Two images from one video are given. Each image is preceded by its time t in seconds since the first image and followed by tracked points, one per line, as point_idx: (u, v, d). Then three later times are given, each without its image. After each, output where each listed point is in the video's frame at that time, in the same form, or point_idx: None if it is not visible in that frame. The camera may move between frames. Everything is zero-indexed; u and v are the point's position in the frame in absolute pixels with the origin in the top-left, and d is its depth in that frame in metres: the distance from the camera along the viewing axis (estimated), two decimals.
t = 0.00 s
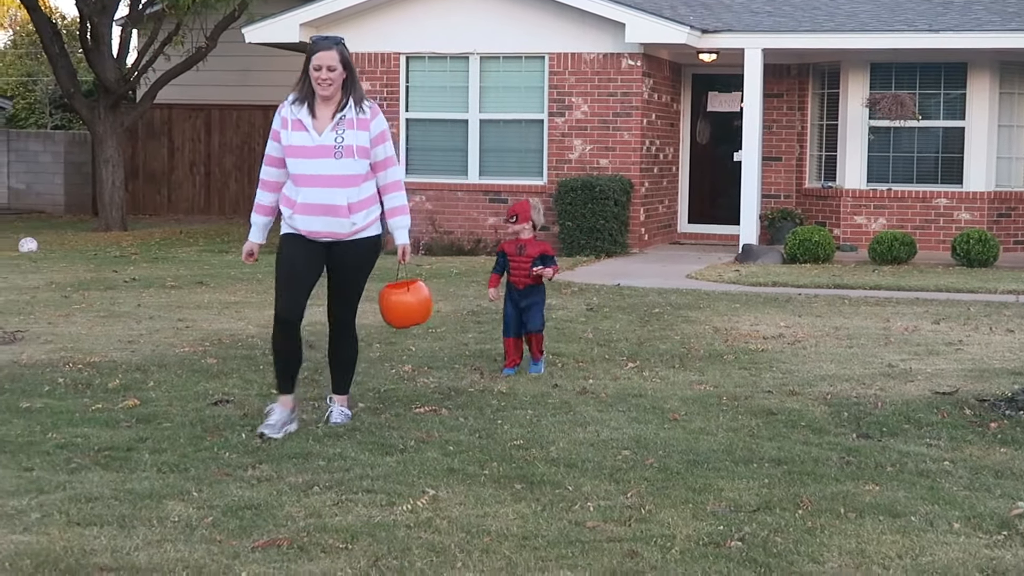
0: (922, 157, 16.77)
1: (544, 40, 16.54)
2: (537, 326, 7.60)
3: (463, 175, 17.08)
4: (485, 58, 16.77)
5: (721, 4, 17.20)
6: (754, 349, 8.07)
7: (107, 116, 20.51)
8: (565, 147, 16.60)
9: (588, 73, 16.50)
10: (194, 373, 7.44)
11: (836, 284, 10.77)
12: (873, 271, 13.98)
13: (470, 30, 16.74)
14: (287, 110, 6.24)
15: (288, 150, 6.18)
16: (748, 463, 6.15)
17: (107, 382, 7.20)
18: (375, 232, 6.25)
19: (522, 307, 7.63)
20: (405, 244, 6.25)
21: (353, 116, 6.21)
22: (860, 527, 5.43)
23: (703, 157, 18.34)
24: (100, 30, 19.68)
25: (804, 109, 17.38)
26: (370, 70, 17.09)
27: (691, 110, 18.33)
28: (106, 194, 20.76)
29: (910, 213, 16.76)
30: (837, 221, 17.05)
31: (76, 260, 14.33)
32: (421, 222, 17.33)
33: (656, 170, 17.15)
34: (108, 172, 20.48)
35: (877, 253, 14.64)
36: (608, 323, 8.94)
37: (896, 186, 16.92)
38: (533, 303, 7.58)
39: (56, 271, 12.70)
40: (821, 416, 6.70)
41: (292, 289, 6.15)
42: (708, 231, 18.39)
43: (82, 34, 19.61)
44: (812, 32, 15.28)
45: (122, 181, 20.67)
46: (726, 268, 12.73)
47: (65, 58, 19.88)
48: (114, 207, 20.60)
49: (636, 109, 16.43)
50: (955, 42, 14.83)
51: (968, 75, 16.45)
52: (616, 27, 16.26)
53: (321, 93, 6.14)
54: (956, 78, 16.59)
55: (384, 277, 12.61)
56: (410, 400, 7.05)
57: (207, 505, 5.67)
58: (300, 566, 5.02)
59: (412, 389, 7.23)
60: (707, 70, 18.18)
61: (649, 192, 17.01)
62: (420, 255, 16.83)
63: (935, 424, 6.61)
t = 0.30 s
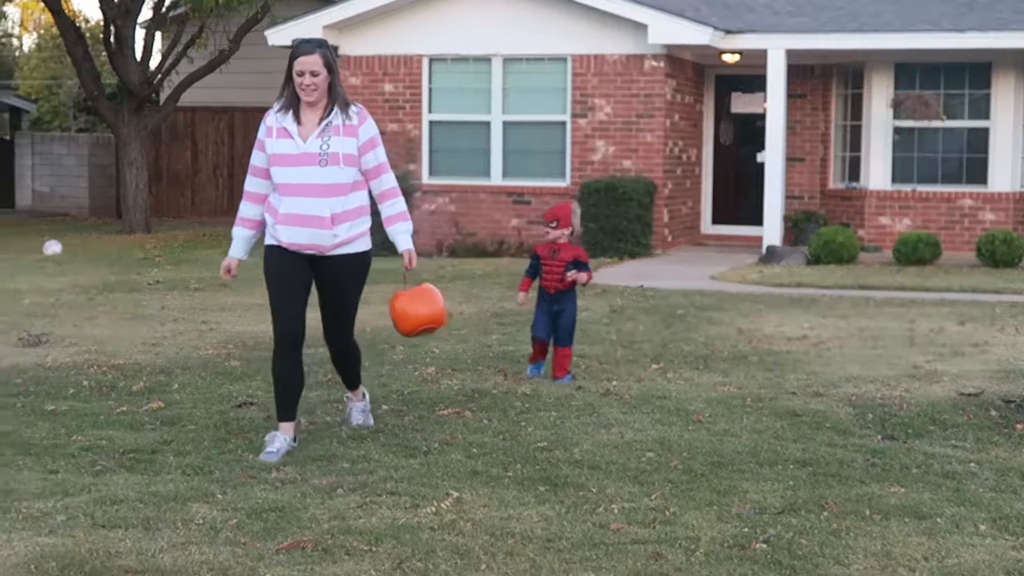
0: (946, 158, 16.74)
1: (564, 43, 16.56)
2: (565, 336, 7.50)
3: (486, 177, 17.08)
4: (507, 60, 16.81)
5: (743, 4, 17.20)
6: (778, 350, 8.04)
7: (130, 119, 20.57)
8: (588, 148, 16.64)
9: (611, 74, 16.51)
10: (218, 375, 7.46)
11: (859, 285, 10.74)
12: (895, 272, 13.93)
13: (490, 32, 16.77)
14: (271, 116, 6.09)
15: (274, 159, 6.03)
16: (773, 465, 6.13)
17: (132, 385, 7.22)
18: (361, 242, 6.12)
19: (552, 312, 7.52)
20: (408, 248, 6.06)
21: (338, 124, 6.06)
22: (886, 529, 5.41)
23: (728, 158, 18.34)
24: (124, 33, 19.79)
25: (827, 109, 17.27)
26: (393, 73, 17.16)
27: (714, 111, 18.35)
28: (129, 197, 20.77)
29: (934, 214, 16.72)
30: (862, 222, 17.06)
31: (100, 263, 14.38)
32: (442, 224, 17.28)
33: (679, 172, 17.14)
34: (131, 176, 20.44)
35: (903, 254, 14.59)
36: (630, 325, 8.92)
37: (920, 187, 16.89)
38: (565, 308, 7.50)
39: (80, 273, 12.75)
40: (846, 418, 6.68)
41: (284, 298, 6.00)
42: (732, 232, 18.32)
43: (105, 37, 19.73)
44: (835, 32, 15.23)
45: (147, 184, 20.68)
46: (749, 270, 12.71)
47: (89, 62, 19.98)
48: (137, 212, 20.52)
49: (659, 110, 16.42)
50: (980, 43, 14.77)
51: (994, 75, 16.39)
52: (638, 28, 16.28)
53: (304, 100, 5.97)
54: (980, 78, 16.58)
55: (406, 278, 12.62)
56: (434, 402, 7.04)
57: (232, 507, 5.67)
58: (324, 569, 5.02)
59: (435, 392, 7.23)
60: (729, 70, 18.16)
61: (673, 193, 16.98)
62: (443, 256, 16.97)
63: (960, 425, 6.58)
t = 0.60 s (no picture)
0: (945, 164, 16.89)
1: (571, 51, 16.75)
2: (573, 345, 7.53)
3: (496, 184, 17.31)
4: (515, 70, 17.01)
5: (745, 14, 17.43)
6: (780, 353, 8.19)
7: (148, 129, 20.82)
8: (595, 156, 16.82)
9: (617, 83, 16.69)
10: (235, 378, 7.63)
11: (859, 289, 10.89)
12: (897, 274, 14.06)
13: (498, 40, 16.99)
14: (260, 118, 5.99)
15: (261, 162, 5.93)
16: (776, 465, 6.29)
17: (151, 388, 7.39)
18: (352, 249, 5.95)
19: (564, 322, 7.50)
20: (392, 255, 5.85)
21: (328, 126, 5.94)
22: (887, 527, 5.56)
23: (731, 166, 18.48)
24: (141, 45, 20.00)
25: (829, 117, 17.48)
26: (404, 83, 17.41)
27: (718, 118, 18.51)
28: (147, 205, 20.98)
29: (935, 219, 16.92)
30: (862, 227, 17.19)
31: (119, 268, 14.57)
32: (453, 231, 17.55)
33: (684, 178, 17.33)
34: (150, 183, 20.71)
35: (903, 258, 14.72)
36: (636, 329, 9.07)
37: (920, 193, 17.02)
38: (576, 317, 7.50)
39: (100, 279, 12.97)
40: (847, 419, 6.83)
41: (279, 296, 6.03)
42: (736, 237, 18.55)
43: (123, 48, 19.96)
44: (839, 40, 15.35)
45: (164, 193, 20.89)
46: (753, 274, 12.90)
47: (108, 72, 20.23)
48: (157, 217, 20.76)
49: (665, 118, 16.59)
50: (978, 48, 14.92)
51: (993, 83, 16.50)
52: (644, 37, 16.46)
53: (292, 101, 5.87)
54: (980, 85, 16.65)
55: (417, 282, 12.82)
56: (445, 404, 7.20)
57: (249, 507, 5.84)
58: (340, 565, 5.18)
59: (445, 394, 7.39)
60: (733, 78, 18.30)
61: (678, 200, 17.19)
62: (453, 262, 17.24)
63: (959, 426, 6.72)
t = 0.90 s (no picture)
0: (925, 171, 17.45)
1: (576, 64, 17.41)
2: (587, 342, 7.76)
3: (502, 190, 17.99)
4: (522, 83, 17.68)
5: (737, 31, 18.02)
6: (770, 349, 8.62)
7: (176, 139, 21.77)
8: (596, 164, 17.45)
9: (617, 95, 17.33)
10: (259, 372, 8.08)
11: (844, 288, 11.32)
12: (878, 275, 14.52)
13: (506, 55, 17.67)
14: (268, 137, 6.03)
15: (270, 180, 5.96)
16: (766, 453, 6.71)
17: (180, 381, 7.85)
18: (358, 269, 5.99)
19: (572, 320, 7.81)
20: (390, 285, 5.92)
21: (337, 147, 5.99)
22: (870, 512, 5.98)
23: (723, 174, 19.18)
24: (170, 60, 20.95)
25: (816, 128, 17.99)
26: (417, 95, 18.13)
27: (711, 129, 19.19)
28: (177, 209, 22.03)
29: (915, 222, 17.48)
30: (847, 231, 17.77)
31: (151, 270, 15.07)
32: (462, 234, 18.21)
33: (680, 185, 17.95)
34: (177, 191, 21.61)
35: (884, 260, 15.18)
36: (634, 326, 9.49)
37: (902, 198, 17.61)
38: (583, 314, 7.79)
39: (132, 279, 13.48)
40: (833, 410, 7.26)
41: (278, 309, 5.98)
42: (730, 240, 19.15)
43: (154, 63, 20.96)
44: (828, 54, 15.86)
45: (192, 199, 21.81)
46: (745, 274, 13.34)
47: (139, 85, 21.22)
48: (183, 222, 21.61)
49: (661, 129, 17.20)
50: (956, 65, 15.33)
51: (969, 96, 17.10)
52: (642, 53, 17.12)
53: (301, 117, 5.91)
54: (957, 98, 17.25)
55: (429, 282, 13.31)
56: (456, 397, 7.63)
57: (272, 492, 6.27)
58: (357, 547, 5.60)
59: (455, 386, 7.82)
60: (727, 91, 19.00)
61: (676, 206, 17.82)
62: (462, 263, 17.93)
63: (938, 417, 7.14)
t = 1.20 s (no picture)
0: (901, 176, 18.86)
1: (573, 76, 18.79)
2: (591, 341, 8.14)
3: (505, 195, 19.42)
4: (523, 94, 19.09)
5: (724, 43, 19.37)
6: (756, 342, 9.09)
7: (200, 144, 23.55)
8: (593, 169, 18.86)
9: (613, 106, 18.70)
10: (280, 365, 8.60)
11: (826, 285, 11.83)
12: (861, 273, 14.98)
13: (509, 68, 19.08)
14: (266, 139, 6.03)
15: (269, 182, 5.96)
16: (751, 440, 7.18)
17: (204, 372, 8.36)
18: (358, 270, 6.08)
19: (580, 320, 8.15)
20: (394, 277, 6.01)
21: (333, 146, 5.99)
22: (848, 495, 6.45)
23: (712, 177, 20.65)
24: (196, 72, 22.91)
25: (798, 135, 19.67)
26: (426, 105, 19.58)
27: (701, 137, 20.69)
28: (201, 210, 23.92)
29: (891, 224, 18.89)
30: (827, 232, 19.24)
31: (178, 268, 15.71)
32: (468, 235, 19.66)
33: (671, 189, 19.36)
34: (204, 193, 23.53)
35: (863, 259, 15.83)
36: (628, 321, 9.96)
37: (879, 201, 19.03)
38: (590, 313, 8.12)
39: (159, 277, 14.12)
40: (813, 400, 7.74)
41: (277, 318, 5.92)
42: (718, 241, 20.71)
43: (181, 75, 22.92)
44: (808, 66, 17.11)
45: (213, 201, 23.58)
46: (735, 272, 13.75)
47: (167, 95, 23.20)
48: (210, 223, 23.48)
49: (654, 137, 18.58)
50: (927, 77, 16.54)
51: (942, 106, 18.48)
52: (635, 66, 18.47)
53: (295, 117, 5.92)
54: (930, 107, 18.65)
55: (437, 279, 13.87)
56: (461, 387, 8.11)
57: (290, 477, 6.74)
58: (370, 528, 6.06)
59: (462, 377, 8.32)
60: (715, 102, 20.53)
61: (666, 208, 19.20)
62: (467, 262, 19.35)
63: (912, 406, 7.64)
